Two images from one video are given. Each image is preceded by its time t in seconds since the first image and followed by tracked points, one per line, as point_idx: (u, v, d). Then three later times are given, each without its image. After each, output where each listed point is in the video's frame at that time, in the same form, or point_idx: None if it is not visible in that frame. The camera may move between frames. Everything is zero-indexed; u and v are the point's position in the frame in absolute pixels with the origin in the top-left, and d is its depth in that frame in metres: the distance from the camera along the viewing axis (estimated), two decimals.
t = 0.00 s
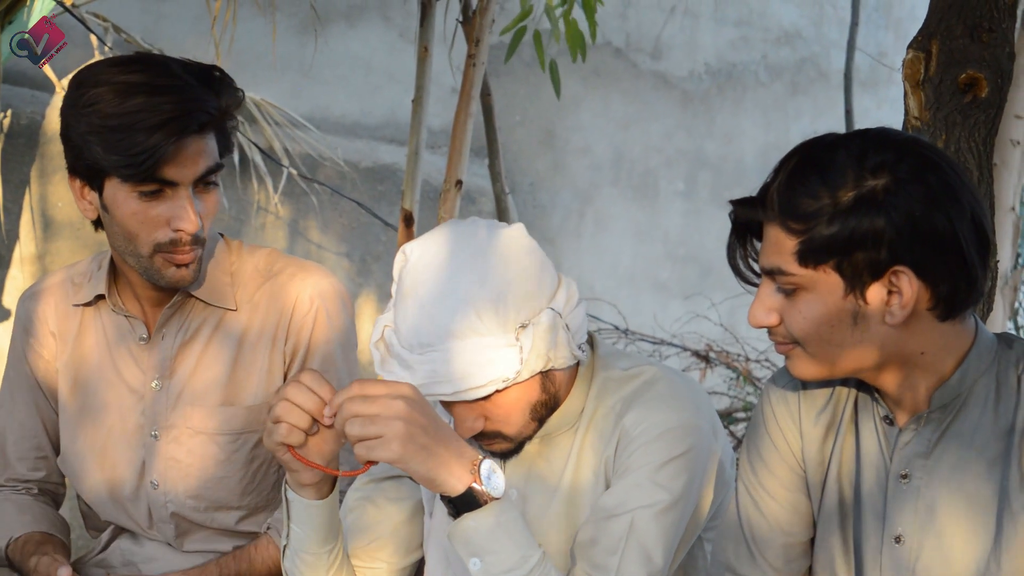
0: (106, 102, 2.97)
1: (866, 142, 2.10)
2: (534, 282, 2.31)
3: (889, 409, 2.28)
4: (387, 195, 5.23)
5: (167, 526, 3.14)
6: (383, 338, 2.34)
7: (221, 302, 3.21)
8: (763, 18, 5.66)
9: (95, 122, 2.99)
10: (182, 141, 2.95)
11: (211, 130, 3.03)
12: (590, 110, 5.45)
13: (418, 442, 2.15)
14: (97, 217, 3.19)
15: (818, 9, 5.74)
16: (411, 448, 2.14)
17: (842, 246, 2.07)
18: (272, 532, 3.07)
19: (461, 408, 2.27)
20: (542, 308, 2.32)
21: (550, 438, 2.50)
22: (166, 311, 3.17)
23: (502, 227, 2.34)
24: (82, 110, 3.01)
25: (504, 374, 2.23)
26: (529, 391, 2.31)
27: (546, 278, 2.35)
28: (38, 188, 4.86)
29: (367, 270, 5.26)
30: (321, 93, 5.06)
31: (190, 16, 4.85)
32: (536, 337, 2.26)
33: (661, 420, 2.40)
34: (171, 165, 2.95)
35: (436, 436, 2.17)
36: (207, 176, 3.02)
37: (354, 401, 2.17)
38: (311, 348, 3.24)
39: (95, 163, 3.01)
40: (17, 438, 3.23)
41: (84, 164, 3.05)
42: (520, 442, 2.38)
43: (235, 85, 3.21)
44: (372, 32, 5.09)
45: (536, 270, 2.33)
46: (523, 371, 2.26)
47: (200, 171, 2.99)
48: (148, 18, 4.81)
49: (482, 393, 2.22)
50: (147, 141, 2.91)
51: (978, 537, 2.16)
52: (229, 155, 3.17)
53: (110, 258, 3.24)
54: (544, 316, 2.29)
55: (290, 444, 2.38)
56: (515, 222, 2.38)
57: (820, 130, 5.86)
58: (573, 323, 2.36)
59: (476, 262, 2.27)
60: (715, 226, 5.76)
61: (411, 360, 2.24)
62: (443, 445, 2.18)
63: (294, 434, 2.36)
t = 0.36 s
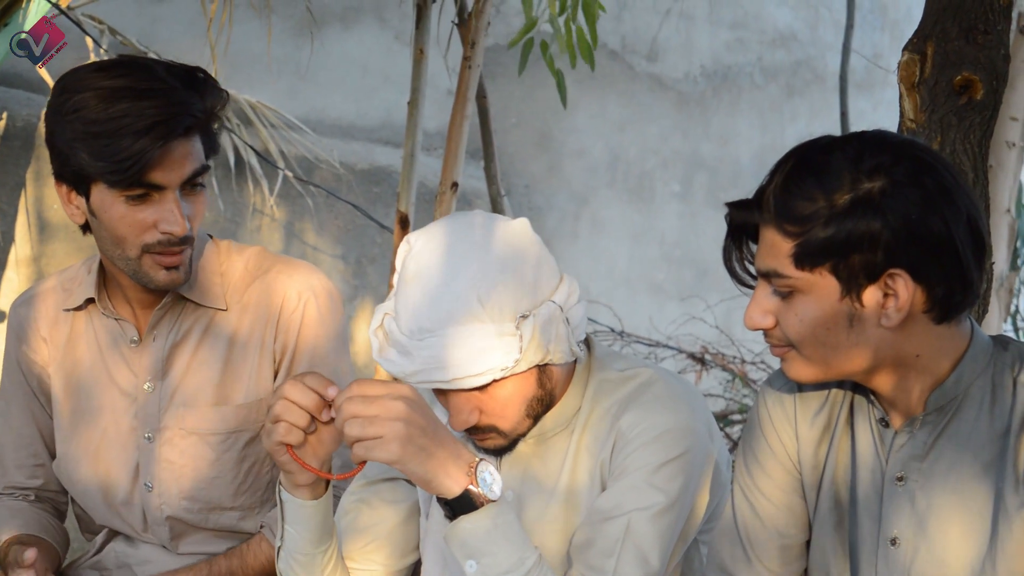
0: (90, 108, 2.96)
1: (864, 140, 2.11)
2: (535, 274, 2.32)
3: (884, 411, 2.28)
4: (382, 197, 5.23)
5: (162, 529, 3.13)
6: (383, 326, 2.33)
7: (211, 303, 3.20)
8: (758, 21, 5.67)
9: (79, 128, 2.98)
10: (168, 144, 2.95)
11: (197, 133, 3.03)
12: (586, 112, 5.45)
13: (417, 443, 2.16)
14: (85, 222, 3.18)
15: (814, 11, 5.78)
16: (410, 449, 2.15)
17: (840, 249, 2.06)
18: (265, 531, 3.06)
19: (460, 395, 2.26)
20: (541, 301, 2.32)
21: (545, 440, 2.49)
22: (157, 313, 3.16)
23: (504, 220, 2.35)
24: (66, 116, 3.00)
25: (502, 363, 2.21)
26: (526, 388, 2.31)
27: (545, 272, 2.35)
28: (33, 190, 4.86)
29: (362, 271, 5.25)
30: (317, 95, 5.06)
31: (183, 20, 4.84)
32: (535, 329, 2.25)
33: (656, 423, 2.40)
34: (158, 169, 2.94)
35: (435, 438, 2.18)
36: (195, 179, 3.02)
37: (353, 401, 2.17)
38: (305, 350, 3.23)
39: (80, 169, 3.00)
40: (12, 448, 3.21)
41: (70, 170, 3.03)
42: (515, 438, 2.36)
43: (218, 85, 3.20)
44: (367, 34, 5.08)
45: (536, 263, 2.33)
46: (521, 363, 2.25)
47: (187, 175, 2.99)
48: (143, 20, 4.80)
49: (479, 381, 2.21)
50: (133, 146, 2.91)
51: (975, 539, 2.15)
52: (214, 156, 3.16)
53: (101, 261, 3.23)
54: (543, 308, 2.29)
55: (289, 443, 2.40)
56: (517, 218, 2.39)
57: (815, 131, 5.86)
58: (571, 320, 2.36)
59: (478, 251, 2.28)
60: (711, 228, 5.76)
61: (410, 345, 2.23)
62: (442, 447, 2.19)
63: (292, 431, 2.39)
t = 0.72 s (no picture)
0: (76, 116, 2.95)
1: (857, 146, 2.10)
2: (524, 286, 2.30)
3: (878, 414, 2.28)
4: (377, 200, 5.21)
5: (153, 533, 3.12)
6: (373, 342, 2.32)
7: (202, 306, 3.19)
8: (751, 23, 5.66)
9: (64, 137, 2.97)
10: (153, 150, 2.93)
11: (182, 138, 3.01)
12: (580, 116, 5.45)
13: (412, 446, 2.15)
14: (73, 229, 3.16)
15: (808, 14, 5.76)
16: (405, 452, 2.14)
17: (835, 252, 2.06)
18: (258, 536, 3.04)
19: (454, 412, 2.26)
20: (532, 312, 2.31)
21: (539, 443, 2.49)
22: (148, 317, 3.15)
23: (492, 232, 2.34)
24: (52, 125, 3.00)
25: (493, 379, 2.21)
26: (519, 395, 2.30)
27: (536, 282, 2.33)
28: (26, 193, 4.83)
29: (356, 275, 5.23)
30: (311, 99, 5.06)
31: (174, 23, 4.84)
32: (526, 342, 2.25)
33: (649, 426, 2.39)
34: (143, 175, 2.93)
35: (428, 439, 2.17)
36: (181, 183, 3.00)
37: (347, 404, 2.15)
38: (294, 355, 3.21)
39: (67, 177, 2.99)
40: (6, 455, 3.19)
41: (57, 179, 3.02)
42: (510, 446, 2.37)
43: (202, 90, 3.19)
44: (360, 37, 5.09)
45: (526, 272, 2.32)
46: (513, 376, 2.25)
47: (173, 179, 2.97)
48: (136, 24, 4.82)
49: (471, 397, 2.21)
50: (119, 153, 2.90)
51: (969, 541, 2.15)
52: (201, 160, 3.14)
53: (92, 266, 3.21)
54: (534, 320, 2.28)
55: (285, 444, 2.39)
56: (506, 227, 2.38)
57: (809, 134, 5.86)
58: (562, 327, 2.34)
59: (467, 265, 2.28)
60: (704, 230, 5.76)
61: (401, 364, 2.23)
62: (435, 449, 2.18)
63: (287, 433, 2.39)
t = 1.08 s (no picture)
0: (72, 118, 2.95)
1: (854, 149, 2.10)
2: (522, 289, 2.30)
3: (877, 416, 2.29)
4: (374, 202, 5.24)
5: (154, 534, 3.12)
6: (372, 344, 2.33)
7: (200, 307, 3.19)
8: (749, 25, 5.66)
9: (60, 138, 2.97)
10: (149, 151, 2.93)
11: (178, 138, 3.00)
12: (578, 117, 5.45)
13: (411, 447, 2.14)
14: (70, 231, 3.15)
15: (806, 16, 5.76)
16: (404, 453, 2.14)
17: (832, 255, 2.06)
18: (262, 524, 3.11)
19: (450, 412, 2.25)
20: (530, 315, 2.30)
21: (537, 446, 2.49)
22: (148, 317, 3.15)
23: (491, 234, 2.34)
24: (47, 127, 2.99)
25: (492, 380, 2.20)
26: (518, 398, 2.29)
27: (534, 285, 2.33)
28: (24, 195, 4.83)
29: (354, 276, 5.25)
30: (309, 100, 5.06)
31: (174, 25, 4.84)
32: (524, 344, 2.24)
33: (648, 428, 2.39)
34: (140, 176, 2.92)
35: (428, 440, 2.16)
36: (178, 184, 3.00)
37: (346, 405, 2.16)
38: (293, 356, 3.22)
39: (63, 179, 2.98)
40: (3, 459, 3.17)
41: (54, 181, 3.02)
42: (507, 449, 2.36)
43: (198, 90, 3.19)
44: (359, 38, 5.09)
45: (525, 275, 2.32)
46: (512, 378, 2.24)
47: (170, 180, 2.96)
48: (135, 26, 4.81)
49: (470, 399, 2.20)
50: (115, 154, 2.89)
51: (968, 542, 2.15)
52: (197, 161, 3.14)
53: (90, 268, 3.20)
54: (533, 322, 2.28)
55: (285, 446, 2.39)
56: (506, 230, 2.38)
57: (807, 136, 5.86)
58: (561, 330, 2.34)
59: (465, 266, 2.27)
60: (702, 232, 5.76)
61: (399, 365, 2.23)
62: (434, 449, 2.17)
63: (286, 432, 2.38)
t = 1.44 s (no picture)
0: (57, 124, 2.94)
1: (851, 158, 2.09)
2: (518, 300, 2.29)
3: (874, 417, 2.28)
4: (372, 203, 5.21)
5: (151, 536, 3.11)
6: (368, 355, 2.32)
7: (196, 307, 3.18)
8: (747, 27, 5.66)
9: (46, 144, 2.96)
10: (136, 156, 2.92)
11: (166, 141, 3.00)
12: (575, 119, 5.46)
13: (411, 446, 2.14)
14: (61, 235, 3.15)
15: (804, 17, 5.75)
16: (404, 451, 2.14)
17: (832, 254, 2.06)
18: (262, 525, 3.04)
19: (445, 423, 2.25)
20: (526, 326, 2.30)
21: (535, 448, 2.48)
22: (141, 319, 3.14)
23: (486, 245, 2.33)
24: (34, 133, 2.99)
25: (488, 393, 2.20)
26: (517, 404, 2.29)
27: (530, 296, 2.33)
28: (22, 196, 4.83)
29: (351, 277, 5.21)
30: (306, 102, 5.06)
31: (171, 27, 4.84)
32: (520, 356, 2.24)
33: (644, 430, 2.39)
34: (128, 181, 2.92)
35: (428, 440, 2.16)
36: (166, 187, 2.99)
37: (347, 403, 2.18)
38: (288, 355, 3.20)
39: (51, 185, 2.98)
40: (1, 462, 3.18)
41: (42, 187, 3.02)
42: (505, 456, 2.36)
43: (185, 92, 3.18)
44: (357, 40, 5.07)
45: (521, 286, 2.31)
46: (508, 390, 2.24)
47: (157, 183, 2.96)
48: (132, 28, 4.81)
49: (467, 412, 2.20)
50: (102, 160, 2.89)
51: (964, 542, 2.15)
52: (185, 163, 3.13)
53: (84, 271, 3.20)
54: (528, 333, 2.27)
55: (291, 449, 2.39)
56: (501, 240, 2.37)
57: (806, 136, 5.84)
58: (557, 340, 2.34)
59: (460, 279, 2.27)
60: (699, 233, 5.76)
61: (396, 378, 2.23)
62: (433, 449, 2.17)
63: (289, 436, 2.38)
